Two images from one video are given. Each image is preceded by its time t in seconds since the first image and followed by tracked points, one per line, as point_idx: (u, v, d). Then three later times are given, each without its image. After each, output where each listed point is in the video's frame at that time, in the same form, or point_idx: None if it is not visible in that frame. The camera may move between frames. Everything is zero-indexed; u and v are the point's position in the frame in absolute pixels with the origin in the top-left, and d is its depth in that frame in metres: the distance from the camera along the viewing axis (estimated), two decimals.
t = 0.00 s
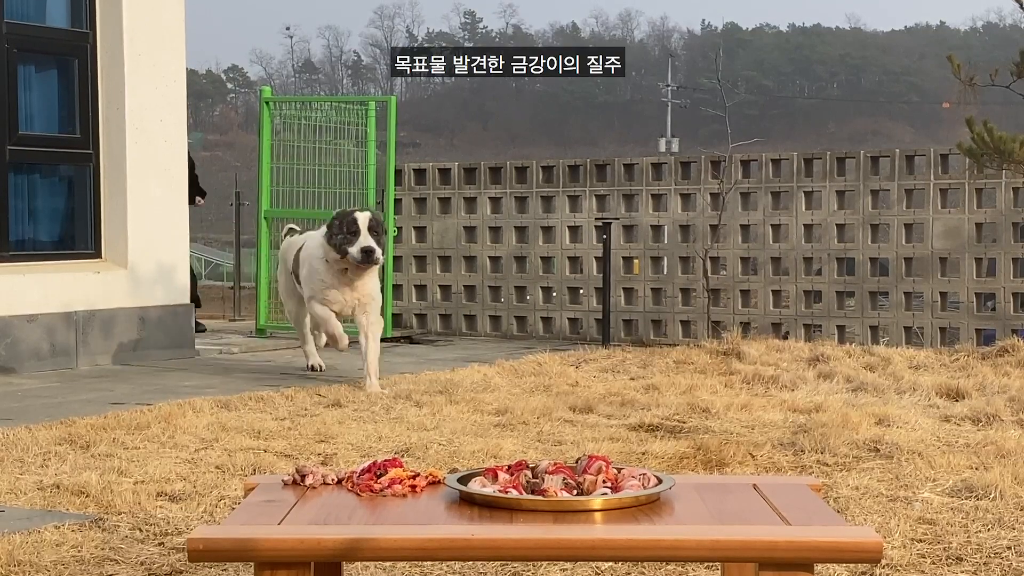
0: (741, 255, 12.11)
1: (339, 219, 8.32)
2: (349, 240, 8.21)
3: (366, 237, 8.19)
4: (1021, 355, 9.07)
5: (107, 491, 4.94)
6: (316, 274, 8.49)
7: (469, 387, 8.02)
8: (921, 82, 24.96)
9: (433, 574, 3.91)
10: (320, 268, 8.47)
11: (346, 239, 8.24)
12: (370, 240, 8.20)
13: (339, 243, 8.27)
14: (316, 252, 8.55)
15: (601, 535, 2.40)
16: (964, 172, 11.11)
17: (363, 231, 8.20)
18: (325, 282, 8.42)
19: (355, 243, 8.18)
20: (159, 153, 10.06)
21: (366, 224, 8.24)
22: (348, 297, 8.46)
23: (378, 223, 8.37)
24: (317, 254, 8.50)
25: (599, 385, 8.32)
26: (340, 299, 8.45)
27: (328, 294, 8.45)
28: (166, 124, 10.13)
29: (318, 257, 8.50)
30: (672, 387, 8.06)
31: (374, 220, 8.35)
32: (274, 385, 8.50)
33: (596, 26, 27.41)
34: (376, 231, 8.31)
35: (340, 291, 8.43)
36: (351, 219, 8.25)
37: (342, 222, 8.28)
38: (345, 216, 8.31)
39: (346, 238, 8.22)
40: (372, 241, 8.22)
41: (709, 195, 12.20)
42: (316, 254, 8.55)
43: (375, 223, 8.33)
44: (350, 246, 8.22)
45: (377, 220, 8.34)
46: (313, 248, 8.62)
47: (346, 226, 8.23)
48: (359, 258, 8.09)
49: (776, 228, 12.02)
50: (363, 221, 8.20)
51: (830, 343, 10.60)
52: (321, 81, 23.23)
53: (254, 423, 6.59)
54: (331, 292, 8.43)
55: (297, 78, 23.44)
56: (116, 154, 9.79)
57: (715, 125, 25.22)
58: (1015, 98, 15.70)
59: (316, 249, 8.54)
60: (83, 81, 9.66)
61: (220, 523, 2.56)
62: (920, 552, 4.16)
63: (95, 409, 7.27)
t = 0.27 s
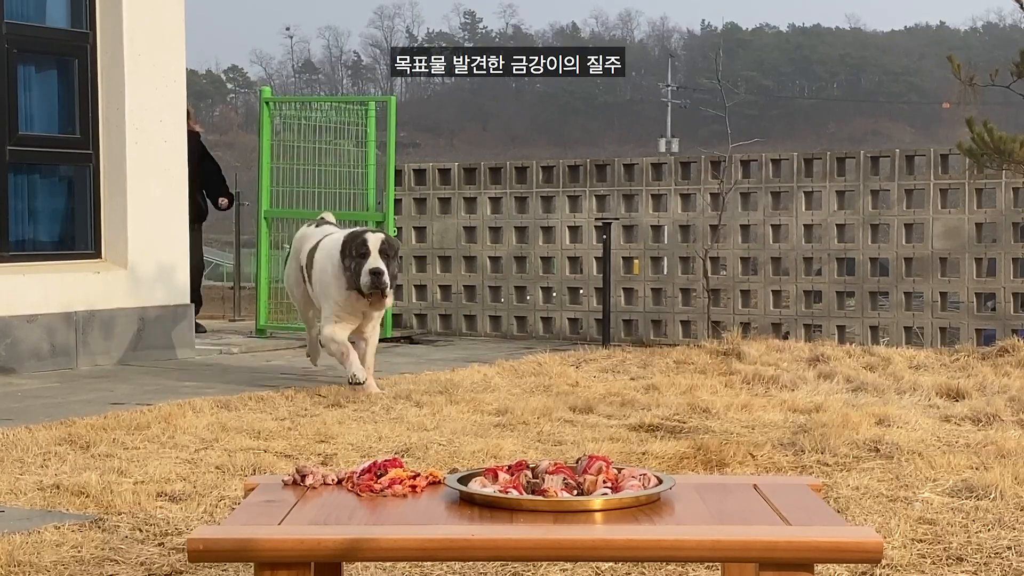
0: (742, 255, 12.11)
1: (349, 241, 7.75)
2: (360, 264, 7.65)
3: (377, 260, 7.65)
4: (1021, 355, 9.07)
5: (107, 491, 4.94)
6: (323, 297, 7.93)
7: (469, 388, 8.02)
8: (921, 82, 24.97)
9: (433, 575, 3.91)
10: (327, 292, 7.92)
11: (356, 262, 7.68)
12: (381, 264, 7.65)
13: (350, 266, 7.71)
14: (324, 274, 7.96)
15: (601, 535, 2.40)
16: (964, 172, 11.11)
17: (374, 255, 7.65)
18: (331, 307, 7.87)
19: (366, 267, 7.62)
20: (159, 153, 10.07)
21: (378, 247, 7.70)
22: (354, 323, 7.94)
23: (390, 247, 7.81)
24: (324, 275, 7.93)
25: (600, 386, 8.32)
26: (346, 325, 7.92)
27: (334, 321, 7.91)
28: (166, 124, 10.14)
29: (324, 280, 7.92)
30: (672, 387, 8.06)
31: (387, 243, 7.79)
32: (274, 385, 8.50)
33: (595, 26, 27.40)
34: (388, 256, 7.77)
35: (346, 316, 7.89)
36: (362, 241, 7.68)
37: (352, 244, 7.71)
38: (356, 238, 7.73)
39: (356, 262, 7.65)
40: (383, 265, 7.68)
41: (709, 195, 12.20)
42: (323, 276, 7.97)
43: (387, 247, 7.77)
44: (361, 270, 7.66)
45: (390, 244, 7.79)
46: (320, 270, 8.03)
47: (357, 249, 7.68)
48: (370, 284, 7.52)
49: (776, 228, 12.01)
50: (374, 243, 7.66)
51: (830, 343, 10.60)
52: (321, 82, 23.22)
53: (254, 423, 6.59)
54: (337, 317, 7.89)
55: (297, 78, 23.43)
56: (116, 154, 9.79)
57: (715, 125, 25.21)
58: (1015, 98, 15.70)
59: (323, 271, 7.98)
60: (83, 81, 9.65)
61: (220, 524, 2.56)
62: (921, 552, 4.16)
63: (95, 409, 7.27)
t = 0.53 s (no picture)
0: (741, 255, 12.11)
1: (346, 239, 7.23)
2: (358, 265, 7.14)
3: (377, 260, 7.12)
4: (1021, 355, 9.07)
5: (107, 492, 4.94)
6: (324, 301, 7.45)
7: (469, 388, 8.03)
8: (921, 82, 24.96)
9: (433, 575, 3.92)
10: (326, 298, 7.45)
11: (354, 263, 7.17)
12: (382, 263, 7.12)
13: (348, 268, 7.20)
14: (325, 275, 7.46)
15: (601, 535, 2.40)
16: (964, 172, 11.11)
17: (372, 253, 7.13)
18: (333, 311, 7.39)
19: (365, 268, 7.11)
20: (159, 153, 10.07)
21: (376, 246, 7.15)
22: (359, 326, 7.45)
23: (392, 244, 7.26)
24: (322, 280, 7.45)
25: (600, 386, 8.33)
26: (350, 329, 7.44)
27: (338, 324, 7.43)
28: (166, 124, 10.14)
29: (325, 282, 7.44)
30: (672, 387, 8.07)
31: (388, 240, 7.24)
32: (274, 385, 8.50)
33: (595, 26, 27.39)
34: (389, 254, 7.22)
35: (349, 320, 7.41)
36: (360, 239, 7.16)
37: (350, 245, 7.20)
38: (354, 236, 7.21)
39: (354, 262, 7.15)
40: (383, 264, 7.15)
41: (709, 195, 12.20)
42: (324, 278, 7.47)
43: (388, 245, 7.23)
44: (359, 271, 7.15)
45: (390, 241, 7.24)
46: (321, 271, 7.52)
47: (355, 249, 7.16)
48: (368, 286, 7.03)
49: (776, 228, 12.01)
50: (372, 242, 7.13)
51: (830, 343, 10.60)
52: (321, 82, 23.21)
53: (255, 424, 6.59)
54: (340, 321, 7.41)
55: (297, 79, 23.42)
56: (116, 154, 9.79)
57: (715, 125, 25.20)
58: (1015, 98, 15.70)
59: (324, 272, 7.48)
60: (83, 81, 9.65)
61: (221, 524, 2.56)
62: (921, 553, 4.16)
63: (95, 410, 7.27)
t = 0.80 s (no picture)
0: (741, 255, 12.11)
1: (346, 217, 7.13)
2: (357, 242, 7.02)
3: (377, 237, 6.99)
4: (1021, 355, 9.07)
5: (107, 492, 4.94)
6: (325, 285, 7.30)
7: (469, 388, 8.03)
8: (921, 82, 24.95)
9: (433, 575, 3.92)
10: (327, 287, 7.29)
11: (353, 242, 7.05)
12: (381, 240, 6.98)
13: (347, 245, 7.08)
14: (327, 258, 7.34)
15: (600, 535, 2.40)
16: (964, 172, 11.11)
17: (372, 229, 7.00)
18: (334, 296, 7.23)
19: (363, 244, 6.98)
20: (159, 153, 10.07)
21: (376, 222, 7.03)
22: (362, 314, 7.25)
23: (393, 222, 7.13)
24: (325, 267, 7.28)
25: (600, 386, 8.33)
26: (351, 317, 7.24)
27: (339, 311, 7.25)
28: (166, 125, 10.14)
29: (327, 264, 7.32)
30: (672, 387, 8.07)
31: (389, 218, 7.12)
32: (274, 385, 8.50)
33: (595, 25, 27.38)
34: (390, 232, 7.08)
35: (350, 307, 7.22)
36: (359, 216, 7.05)
37: (349, 222, 7.08)
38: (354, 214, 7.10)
39: (353, 239, 7.03)
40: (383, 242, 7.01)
41: (709, 195, 12.20)
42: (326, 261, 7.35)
43: (389, 223, 7.10)
44: (357, 249, 7.02)
45: (391, 219, 7.11)
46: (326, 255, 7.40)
47: (354, 226, 7.04)
48: (364, 262, 6.90)
49: (776, 228, 12.01)
50: (371, 217, 7.02)
51: (830, 343, 10.61)
52: (321, 82, 23.20)
53: (255, 424, 6.59)
54: (341, 307, 7.24)
55: (297, 79, 23.41)
56: (116, 154, 9.80)
57: (715, 125, 25.19)
58: (1015, 98, 15.70)
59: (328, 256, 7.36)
60: (83, 81, 9.65)
61: (221, 524, 2.56)
62: (920, 552, 4.16)
63: (95, 410, 7.27)
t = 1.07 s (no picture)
0: (741, 255, 12.10)
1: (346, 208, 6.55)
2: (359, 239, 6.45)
3: (381, 239, 6.43)
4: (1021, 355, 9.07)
5: (107, 492, 4.93)
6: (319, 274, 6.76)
7: (469, 388, 8.03)
8: (921, 82, 24.95)
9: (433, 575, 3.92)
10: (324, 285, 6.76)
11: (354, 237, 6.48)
12: (386, 241, 6.43)
13: (346, 241, 6.52)
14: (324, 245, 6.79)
15: (600, 535, 2.40)
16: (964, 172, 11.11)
17: (375, 227, 6.43)
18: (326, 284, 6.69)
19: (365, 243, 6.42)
20: (159, 154, 10.07)
21: (378, 219, 6.46)
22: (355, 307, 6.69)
23: (396, 217, 6.55)
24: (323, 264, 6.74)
25: (600, 386, 8.33)
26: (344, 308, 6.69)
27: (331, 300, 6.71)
28: (165, 125, 10.14)
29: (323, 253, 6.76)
30: (672, 387, 8.08)
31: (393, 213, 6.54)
32: (274, 386, 8.50)
33: (595, 26, 27.38)
34: (393, 230, 6.51)
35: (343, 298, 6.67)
36: (361, 210, 6.47)
37: (349, 215, 6.50)
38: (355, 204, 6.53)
39: (354, 235, 6.48)
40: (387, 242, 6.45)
41: (709, 195, 12.20)
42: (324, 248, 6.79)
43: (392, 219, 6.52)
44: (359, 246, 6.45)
45: (395, 216, 6.53)
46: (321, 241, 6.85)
47: (354, 220, 6.47)
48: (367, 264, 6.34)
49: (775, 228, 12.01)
50: (374, 214, 6.43)
51: (829, 343, 10.61)
52: (321, 83, 23.19)
53: (255, 424, 6.59)
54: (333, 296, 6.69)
55: (297, 79, 23.41)
56: (116, 155, 9.79)
57: (715, 125, 25.18)
58: (1015, 98, 15.70)
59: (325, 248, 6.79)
60: (83, 82, 9.66)
61: (221, 524, 2.56)
62: (921, 553, 4.15)
63: (95, 410, 7.27)
